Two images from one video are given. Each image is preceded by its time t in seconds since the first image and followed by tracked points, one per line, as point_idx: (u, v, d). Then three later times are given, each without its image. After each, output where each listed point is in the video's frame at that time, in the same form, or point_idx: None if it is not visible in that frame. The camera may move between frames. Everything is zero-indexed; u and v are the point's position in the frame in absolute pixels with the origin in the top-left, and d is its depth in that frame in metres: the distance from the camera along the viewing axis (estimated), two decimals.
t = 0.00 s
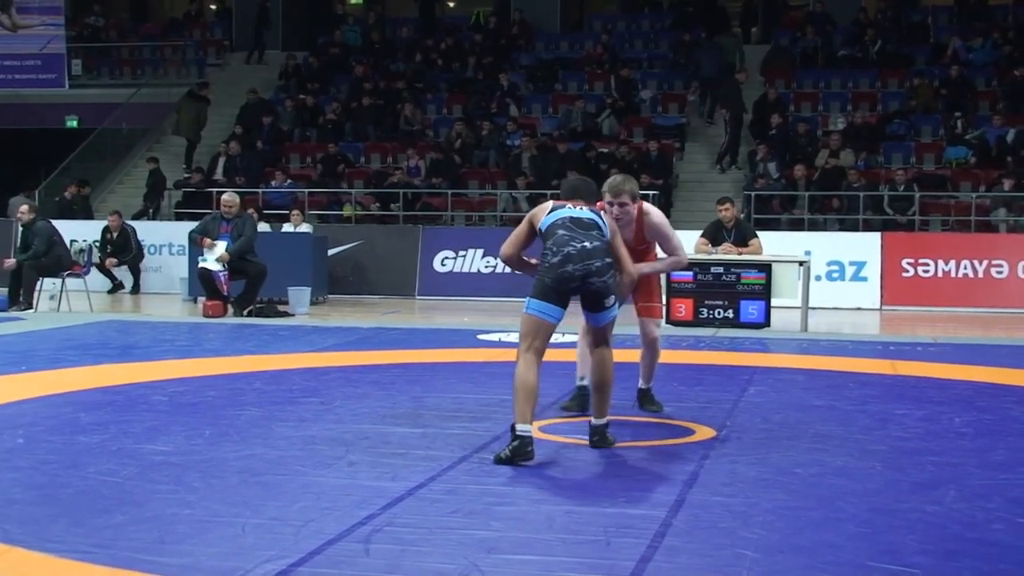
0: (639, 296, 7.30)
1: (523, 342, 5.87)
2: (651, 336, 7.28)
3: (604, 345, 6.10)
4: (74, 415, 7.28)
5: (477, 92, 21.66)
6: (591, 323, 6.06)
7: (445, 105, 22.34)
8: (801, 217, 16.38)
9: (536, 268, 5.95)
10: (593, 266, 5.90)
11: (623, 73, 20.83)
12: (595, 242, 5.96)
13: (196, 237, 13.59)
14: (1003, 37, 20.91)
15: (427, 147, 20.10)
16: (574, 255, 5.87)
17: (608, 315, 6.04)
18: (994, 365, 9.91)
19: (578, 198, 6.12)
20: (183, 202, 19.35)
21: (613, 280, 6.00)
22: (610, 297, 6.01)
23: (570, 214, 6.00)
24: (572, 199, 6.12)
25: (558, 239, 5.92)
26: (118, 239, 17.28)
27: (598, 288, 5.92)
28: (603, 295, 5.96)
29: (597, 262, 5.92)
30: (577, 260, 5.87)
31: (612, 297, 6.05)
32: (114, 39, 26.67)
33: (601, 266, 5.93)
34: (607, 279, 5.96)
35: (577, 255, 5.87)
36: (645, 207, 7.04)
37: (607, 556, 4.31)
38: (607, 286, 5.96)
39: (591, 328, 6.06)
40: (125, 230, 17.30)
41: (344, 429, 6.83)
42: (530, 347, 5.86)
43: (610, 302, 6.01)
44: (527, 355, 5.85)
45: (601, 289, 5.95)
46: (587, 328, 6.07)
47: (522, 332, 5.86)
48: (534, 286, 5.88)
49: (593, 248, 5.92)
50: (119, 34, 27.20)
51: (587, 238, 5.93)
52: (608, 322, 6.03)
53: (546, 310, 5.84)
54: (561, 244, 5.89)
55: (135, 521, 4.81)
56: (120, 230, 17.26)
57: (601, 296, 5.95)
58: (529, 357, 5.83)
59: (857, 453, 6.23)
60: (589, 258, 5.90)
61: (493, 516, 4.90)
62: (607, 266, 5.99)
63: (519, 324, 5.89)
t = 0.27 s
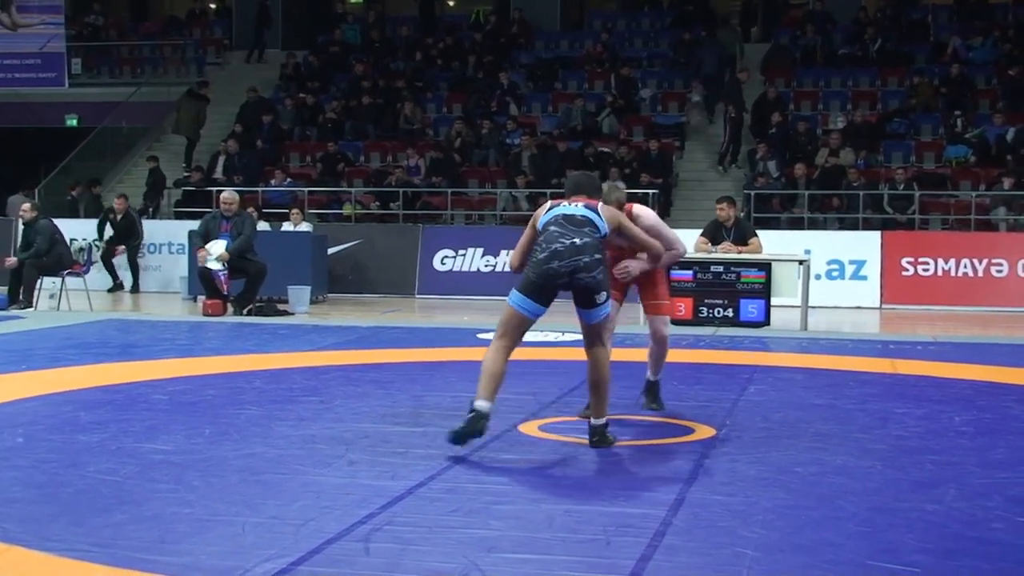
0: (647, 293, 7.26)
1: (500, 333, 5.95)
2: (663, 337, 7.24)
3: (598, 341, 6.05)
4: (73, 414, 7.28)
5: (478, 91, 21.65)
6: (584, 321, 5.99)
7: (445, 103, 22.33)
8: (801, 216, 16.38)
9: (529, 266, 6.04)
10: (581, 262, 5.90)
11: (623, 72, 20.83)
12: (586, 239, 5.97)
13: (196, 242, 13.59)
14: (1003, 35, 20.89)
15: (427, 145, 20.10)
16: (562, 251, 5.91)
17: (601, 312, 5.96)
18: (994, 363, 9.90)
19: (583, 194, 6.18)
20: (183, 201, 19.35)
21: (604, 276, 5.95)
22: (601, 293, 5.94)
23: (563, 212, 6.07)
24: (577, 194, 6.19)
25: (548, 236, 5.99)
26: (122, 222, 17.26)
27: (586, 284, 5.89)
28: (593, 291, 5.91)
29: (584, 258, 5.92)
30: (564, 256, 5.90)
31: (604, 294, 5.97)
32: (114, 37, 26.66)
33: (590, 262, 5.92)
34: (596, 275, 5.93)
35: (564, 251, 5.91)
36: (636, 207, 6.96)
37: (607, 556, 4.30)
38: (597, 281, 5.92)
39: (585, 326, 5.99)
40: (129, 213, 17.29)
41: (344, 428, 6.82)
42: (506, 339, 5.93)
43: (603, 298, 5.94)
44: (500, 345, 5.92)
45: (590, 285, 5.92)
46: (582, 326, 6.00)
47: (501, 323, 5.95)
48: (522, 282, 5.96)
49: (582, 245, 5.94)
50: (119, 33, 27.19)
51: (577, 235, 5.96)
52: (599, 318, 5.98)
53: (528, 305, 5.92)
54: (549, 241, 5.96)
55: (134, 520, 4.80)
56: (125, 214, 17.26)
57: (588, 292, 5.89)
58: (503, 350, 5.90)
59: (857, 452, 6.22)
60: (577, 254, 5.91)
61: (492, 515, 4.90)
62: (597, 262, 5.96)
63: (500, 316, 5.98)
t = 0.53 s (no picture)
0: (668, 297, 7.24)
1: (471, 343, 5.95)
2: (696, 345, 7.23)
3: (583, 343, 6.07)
4: (73, 415, 7.28)
5: (477, 91, 21.65)
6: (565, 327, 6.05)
7: (445, 104, 22.34)
8: (801, 216, 16.39)
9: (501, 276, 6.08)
10: (549, 271, 5.92)
11: (623, 73, 20.84)
12: (555, 247, 5.98)
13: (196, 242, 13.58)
14: (1002, 35, 20.90)
15: (427, 145, 20.12)
16: (529, 262, 5.93)
17: (577, 318, 6.00)
18: (993, 363, 9.90)
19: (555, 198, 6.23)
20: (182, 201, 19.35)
21: (575, 283, 5.96)
22: (575, 299, 5.96)
23: (533, 219, 6.08)
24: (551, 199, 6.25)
25: (517, 246, 6.02)
26: (125, 207, 17.02)
27: (557, 293, 5.93)
28: (564, 299, 5.93)
29: (553, 266, 5.93)
30: (531, 266, 5.93)
31: (579, 299, 5.99)
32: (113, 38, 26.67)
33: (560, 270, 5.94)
34: (566, 283, 5.94)
35: (531, 262, 5.94)
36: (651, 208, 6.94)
37: (607, 556, 4.30)
38: (567, 289, 5.94)
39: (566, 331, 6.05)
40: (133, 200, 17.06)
41: (343, 429, 6.83)
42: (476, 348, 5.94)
43: (576, 304, 5.97)
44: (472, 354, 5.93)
45: (560, 293, 5.94)
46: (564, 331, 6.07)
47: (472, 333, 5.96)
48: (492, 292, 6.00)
49: (551, 253, 5.95)
50: (119, 34, 27.19)
51: (545, 243, 5.97)
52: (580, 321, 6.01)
53: (496, 314, 5.92)
54: (518, 251, 5.99)
55: (134, 521, 4.80)
56: (129, 199, 17.03)
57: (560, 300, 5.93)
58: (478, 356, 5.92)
59: (857, 452, 6.22)
60: (545, 263, 5.93)
61: (492, 515, 4.90)
62: (567, 270, 5.97)
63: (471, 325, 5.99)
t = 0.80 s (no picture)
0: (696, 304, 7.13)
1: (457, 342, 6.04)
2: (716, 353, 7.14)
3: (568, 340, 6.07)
4: (72, 414, 7.27)
5: (477, 91, 21.65)
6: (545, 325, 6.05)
7: (444, 103, 22.35)
8: (800, 216, 16.39)
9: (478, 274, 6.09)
10: (524, 272, 5.92)
11: (622, 73, 20.84)
12: (529, 246, 5.98)
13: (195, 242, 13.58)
14: (1002, 35, 20.90)
15: (426, 145, 20.13)
16: (504, 263, 5.94)
17: (557, 315, 6.01)
18: (993, 363, 9.90)
19: (524, 180, 6.22)
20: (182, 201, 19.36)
21: (552, 282, 5.96)
22: (552, 298, 5.97)
23: (507, 215, 6.06)
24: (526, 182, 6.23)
25: (492, 246, 6.02)
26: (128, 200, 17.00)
27: (534, 293, 5.94)
28: (541, 298, 5.94)
29: (527, 266, 5.93)
30: (506, 267, 5.94)
31: (557, 297, 5.99)
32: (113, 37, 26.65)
33: (535, 270, 5.94)
34: (542, 281, 5.94)
35: (506, 262, 5.94)
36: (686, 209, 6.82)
37: (606, 555, 4.30)
38: (542, 288, 5.95)
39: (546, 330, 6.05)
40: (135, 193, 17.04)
41: (342, 428, 6.82)
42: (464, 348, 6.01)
43: (555, 301, 5.97)
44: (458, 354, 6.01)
45: (535, 292, 5.95)
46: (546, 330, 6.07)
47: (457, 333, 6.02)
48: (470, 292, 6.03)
49: (525, 253, 5.95)
50: (118, 33, 27.17)
51: (519, 243, 5.97)
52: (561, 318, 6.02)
53: (477, 314, 5.97)
54: (493, 251, 6.00)
55: (133, 520, 4.80)
56: (131, 192, 16.96)
57: (537, 301, 5.95)
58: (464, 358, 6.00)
59: (856, 451, 6.22)
60: (519, 263, 5.94)
61: (491, 514, 4.90)
62: (542, 268, 5.97)
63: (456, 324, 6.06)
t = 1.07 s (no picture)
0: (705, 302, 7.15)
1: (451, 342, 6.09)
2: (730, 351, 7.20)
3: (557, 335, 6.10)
4: (71, 414, 7.27)
5: (476, 91, 21.64)
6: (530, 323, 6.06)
7: (443, 104, 22.36)
8: (799, 216, 16.40)
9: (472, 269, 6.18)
10: (507, 270, 5.95)
11: (621, 73, 20.85)
12: (517, 244, 6.00)
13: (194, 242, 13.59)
14: (1001, 36, 20.92)
15: (426, 146, 20.14)
16: (490, 259, 6.00)
17: (541, 315, 6.00)
18: (991, 363, 9.92)
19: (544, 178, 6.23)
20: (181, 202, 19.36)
21: (536, 282, 5.96)
22: (535, 298, 5.97)
23: (503, 212, 6.11)
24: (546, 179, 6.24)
25: (483, 241, 6.10)
26: (128, 197, 17.05)
27: (516, 291, 5.96)
28: (524, 298, 5.96)
29: (512, 264, 5.96)
30: (491, 263, 5.99)
31: (541, 298, 5.99)
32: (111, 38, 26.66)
33: (520, 269, 5.96)
34: (525, 281, 5.95)
35: (492, 259, 6.00)
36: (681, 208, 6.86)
37: (605, 556, 4.31)
38: (525, 287, 5.95)
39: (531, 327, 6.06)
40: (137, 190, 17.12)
41: (342, 429, 6.83)
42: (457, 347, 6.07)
43: (537, 303, 5.98)
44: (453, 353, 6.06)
45: (519, 291, 5.96)
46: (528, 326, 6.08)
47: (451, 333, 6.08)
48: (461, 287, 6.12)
49: (512, 251, 5.98)
50: (117, 34, 27.15)
51: (508, 240, 6.01)
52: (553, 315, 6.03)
53: (465, 309, 6.03)
54: (482, 247, 6.07)
55: (132, 521, 4.80)
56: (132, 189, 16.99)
57: (519, 299, 5.96)
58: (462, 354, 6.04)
59: (855, 452, 6.23)
60: (504, 261, 5.97)
61: (490, 515, 4.90)
62: (528, 268, 5.97)
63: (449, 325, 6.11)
